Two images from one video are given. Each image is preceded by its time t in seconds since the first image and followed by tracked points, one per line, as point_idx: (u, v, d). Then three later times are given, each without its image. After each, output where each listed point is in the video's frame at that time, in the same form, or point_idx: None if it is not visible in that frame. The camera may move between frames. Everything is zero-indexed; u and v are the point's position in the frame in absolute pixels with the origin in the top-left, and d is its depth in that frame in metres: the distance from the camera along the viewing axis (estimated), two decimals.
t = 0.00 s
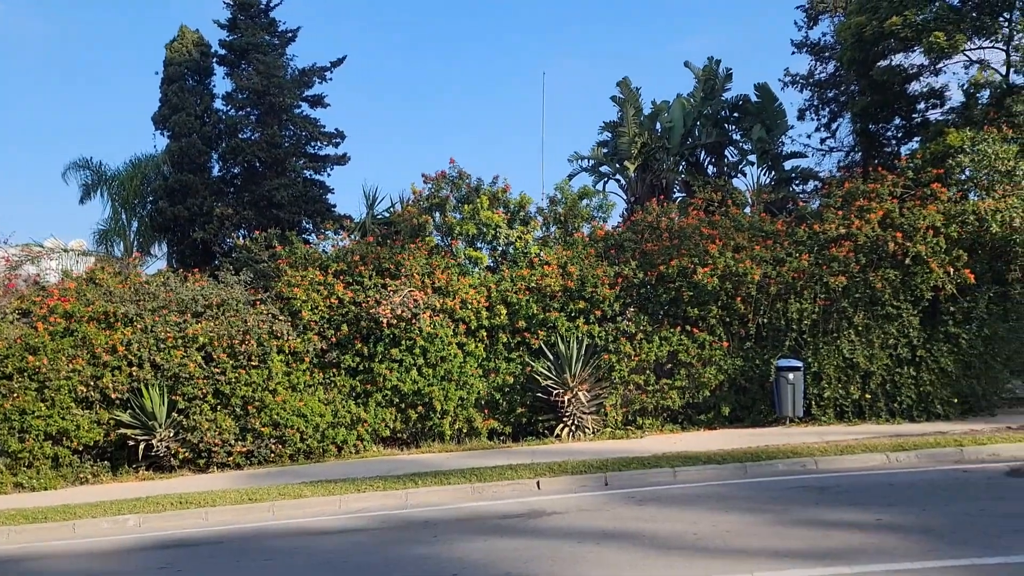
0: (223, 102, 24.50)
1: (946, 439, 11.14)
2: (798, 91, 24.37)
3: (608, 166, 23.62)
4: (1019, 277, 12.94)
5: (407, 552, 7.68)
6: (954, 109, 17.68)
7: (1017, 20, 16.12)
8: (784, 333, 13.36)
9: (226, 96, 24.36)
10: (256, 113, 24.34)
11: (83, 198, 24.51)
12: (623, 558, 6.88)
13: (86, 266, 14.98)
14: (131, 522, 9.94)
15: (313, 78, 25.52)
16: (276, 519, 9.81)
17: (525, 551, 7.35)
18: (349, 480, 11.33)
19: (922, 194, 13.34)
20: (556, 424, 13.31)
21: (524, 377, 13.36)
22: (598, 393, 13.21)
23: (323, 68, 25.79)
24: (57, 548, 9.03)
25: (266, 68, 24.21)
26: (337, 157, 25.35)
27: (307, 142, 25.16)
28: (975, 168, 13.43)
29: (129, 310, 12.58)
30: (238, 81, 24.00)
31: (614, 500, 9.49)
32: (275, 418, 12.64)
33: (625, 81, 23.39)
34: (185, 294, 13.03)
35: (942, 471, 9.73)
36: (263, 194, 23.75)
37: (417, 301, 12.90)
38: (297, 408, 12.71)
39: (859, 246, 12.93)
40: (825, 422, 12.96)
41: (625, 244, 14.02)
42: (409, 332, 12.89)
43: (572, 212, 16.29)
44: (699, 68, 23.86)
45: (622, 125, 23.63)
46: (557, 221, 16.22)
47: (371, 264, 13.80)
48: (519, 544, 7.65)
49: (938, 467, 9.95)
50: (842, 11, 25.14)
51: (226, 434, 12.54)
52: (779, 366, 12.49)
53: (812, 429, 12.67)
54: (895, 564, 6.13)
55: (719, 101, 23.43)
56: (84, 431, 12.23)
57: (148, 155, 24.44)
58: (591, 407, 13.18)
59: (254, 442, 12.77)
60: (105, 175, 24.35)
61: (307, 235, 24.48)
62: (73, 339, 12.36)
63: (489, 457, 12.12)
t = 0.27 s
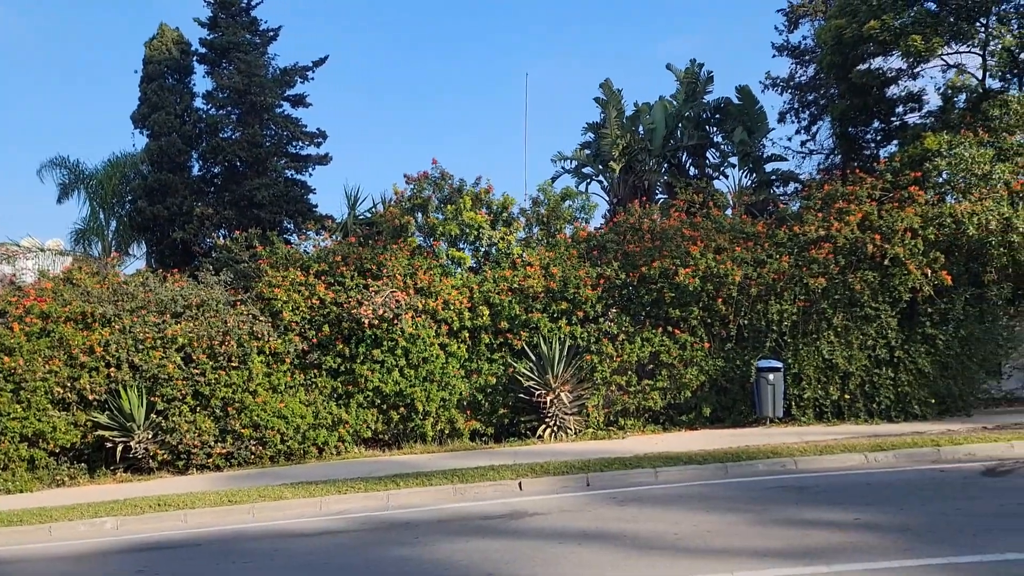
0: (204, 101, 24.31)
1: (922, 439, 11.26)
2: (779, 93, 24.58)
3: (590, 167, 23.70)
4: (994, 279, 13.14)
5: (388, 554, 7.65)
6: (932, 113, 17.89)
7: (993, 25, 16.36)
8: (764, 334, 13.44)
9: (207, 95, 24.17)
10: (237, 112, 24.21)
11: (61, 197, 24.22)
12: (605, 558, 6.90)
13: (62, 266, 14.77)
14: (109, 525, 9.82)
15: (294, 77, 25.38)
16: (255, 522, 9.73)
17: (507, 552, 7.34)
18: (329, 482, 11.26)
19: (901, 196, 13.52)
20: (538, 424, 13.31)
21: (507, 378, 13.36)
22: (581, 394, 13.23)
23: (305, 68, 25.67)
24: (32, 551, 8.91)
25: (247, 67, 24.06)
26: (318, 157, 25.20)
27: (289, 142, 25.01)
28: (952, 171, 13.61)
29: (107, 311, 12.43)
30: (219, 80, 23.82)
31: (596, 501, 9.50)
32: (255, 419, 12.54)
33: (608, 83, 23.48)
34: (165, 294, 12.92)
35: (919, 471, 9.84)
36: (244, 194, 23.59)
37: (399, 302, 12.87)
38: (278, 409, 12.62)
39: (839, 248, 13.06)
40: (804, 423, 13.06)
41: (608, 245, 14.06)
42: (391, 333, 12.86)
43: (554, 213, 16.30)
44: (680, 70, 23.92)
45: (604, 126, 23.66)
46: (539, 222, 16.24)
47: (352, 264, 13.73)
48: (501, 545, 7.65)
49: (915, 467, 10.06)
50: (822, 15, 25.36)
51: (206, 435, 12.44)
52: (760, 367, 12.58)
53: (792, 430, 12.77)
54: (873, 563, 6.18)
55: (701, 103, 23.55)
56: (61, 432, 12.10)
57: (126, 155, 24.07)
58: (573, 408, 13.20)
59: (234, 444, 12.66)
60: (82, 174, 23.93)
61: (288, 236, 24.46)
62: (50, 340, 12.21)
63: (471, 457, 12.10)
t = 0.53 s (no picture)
0: (186, 100, 24.13)
1: (903, 439, 11.37)
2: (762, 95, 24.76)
3: (575, 169, 23.75)
4: (973, 280, 13.30)
5: (372, 555, 7.62)
6: (912, 117, 18.07)
7: (971, 30, 16.56)
8: (747, 335, 13.51)
9: (189, 95, 24.00)
10: (219, 112, 24.01)
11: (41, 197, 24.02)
12: (589, 558, 6.91)
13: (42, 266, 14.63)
14: (89, 528, 9.72)
15: (278, 77, 25.25)
16: (238, 524, 9.66)
17: (491, 553, 7.33)
18: (313, 483, 11.21)
19: (882, 198, 13.64)
20: (523, 426, 13.30)
21: (491, 379, 13.36)
22: (565, 395, 13.25)
23: (289, 68, 25.54)
24: (11, 555, 8.80)
25: (230, 67, 23.93)
26: (302, 157, 25.11)
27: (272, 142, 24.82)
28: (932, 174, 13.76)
29: (88, 311, 12.31)
30: (202, 80, 23.66)
31: (580, 501, 9.52)
32: (237, 421, 12.48)
33: (594, 84, 23.47)
34: (146, 294, 12.78)
35: (900, 471, 9.93)
36: (227, 194, 23.43)
37: (383, 303, 12.80)
38: (261, 410, 12.57)
39: (821, 249, 13.14)
40: (787, 423, 13.16)
41: (592, 246, 14.09)
42: (375, 334, 12.81)
43: (539, 214, 16.31)
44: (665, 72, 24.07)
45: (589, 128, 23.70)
46: (524, 223, 16.25)
47: (336, 265, 13.66)
48: (485, 546, 7.64)
49: (896, 467, 10.15)
50: (805, 18, 25.55)
51: (187, 437, 12.36)
52: (743, 368, 12.66)
53: (774, 430, 12.86)
54: (855, 562, 6.23)
55: (685, 105, 23.65)
56: (40, 435, 11.92)
57: (107, 154, 24.04)
58: (557, 409, 13.21)
59: (216, 446, 12.59)
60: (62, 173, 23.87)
61: (271, 236, 24.27)
62: (29, 341, 12.09)
63: (455, 459, 12.09)
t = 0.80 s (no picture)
0: (170, 100, 23.97)
1: (885, 440, 11.46)
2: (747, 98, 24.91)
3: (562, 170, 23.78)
4: (954, 282, 13.43)
5: (356, 558, 7.59)
6: (895, 120, 18.22)
7: (953, 35, 16.75)
8: (732, 336, 13.57)
9: (173, 94, 23.84)
10: (203, 111, 23.85)
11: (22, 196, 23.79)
12: (574, 559, 6.91)
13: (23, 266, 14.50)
14: (69, 531, 9.61)
15: (263, 77, 25.14)
16: (221, 526, 9.59)
17: (475, 555, 7.31)
18: (297, 485, 11.14)
19: (864, 201, 13.74)
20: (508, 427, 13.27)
21: (477, 381, 13.34)
22: (551, 396, 13.24)
23: (274, 68, 25.44)
24: None
25: (215, 66, 23.81)
26: (287, 157, 24.99)
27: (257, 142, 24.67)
28: (914, 177, 13.90)
29: (69, 312, 12.20)
30: (186, 79, 23.52)
31: (565, 503, 9.51)
32: (221, 422, 12.40)
33: (580, 86, 23.62)
34: (129, 295, 12.72)
35: (882, 471, 10.01)
36: (211, 194, 23.28)
37: (369, 304, 12.79)
38: (244, 412, 12.50)
39: (805, 251, 13.23)
40: (771, 424, 13.24)
41: (578, 248, 14.12)
42: (360, 335, 12.75)
43: (525, 216, 16.31)
44: (651, 74, 24.19)
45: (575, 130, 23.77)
46: (510, 224, 16.24)
47: (321, 266, 13.60)
48: (471, 548, 7.63)
49: (879, 467, 10.23)
50: (789, 22, 25.72)
51: (170, 439, 12.27)
52: (728, 369, 12.72)
53: (758, 431, 12.93)
54: (838, 562, 6.27)
55: (670, 107, 23.76)
56: (20, 437, 11.80)
57: (89, 153, 23.90)
58: (543, 410, 13.20)
59: (199, 448, 12.49)
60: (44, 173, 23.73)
61: (256, 237, 24.12)
62: (9, 342, 11.97)
63: (441, 460, 12.07)
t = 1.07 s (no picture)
0: (155, 99, 23.82)
1: (869, 440, 11.55)
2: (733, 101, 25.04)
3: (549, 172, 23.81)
4: (937, 284, 13.55)
5: (341, 560, 7.56)
6: (879, 123, 18.37)
7: (936, 39, 16.93)
8: (717, 338, 13.62)
9: (158, 94, 23.68)
10: (188, 111, 23.67)
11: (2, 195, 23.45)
12: (560, 560, 6.92)
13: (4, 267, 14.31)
14: (51, 534, 9.52)
15: (249, 77, 25.03)
16: (205, 529, 9.52)
17: (461, 557, 7.30)
18: (283, 487, 11.08)
19: (849, 203, 13.83)
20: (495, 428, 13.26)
21: (464, 382, 13.32)
22: (537, 397, 13.23)
23: (260, 68, 25.34)
24: None
25: (200, 66, 23.68)
26: (273, 158, 24.88)
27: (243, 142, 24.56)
28: (897, 180, 14.02)
29: (52, 313, 12.10)
30: (171, 79, 23.37)
31: (551, 504, 9.51)
32: (206, 424, 12.33)
33: (566, 88, 23.71)
34: (113, 296, 12.66)
35: (866, 471, 10.08)
36: (196, 194, 23.15)
37: (355, 305, 12.76)
38: (229, 414, 12.42)
39: (790, 253, 13.31)
40: (756, 425, 13.31)
41: (565, 249, 14.14)
42: (347, 336, 12.72)
43: (512, 217, 16.32)
44: (638, 76, 24.30)
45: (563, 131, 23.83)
46: (497, 225, 16.23)
47: (307, 267, 13.54)
48: (457, 549, 7.61)
49: (863, 468, 10.30)
50: (774, 25, 25.93)
51: (154, 441, 12.17)
52: (714, 370, 12.77)
53: (744, 432, 12.99)
54: (822, 561, 6.31)
55: (657, 109, 23.86)
56: (2, 439, 11.74)
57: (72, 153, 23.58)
58: (530, 412, 13.20)
59: (183, 450, 12.40)
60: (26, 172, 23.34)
61: (241, 237, 24.00)
62: None
63: (427, 462, 12.04)
